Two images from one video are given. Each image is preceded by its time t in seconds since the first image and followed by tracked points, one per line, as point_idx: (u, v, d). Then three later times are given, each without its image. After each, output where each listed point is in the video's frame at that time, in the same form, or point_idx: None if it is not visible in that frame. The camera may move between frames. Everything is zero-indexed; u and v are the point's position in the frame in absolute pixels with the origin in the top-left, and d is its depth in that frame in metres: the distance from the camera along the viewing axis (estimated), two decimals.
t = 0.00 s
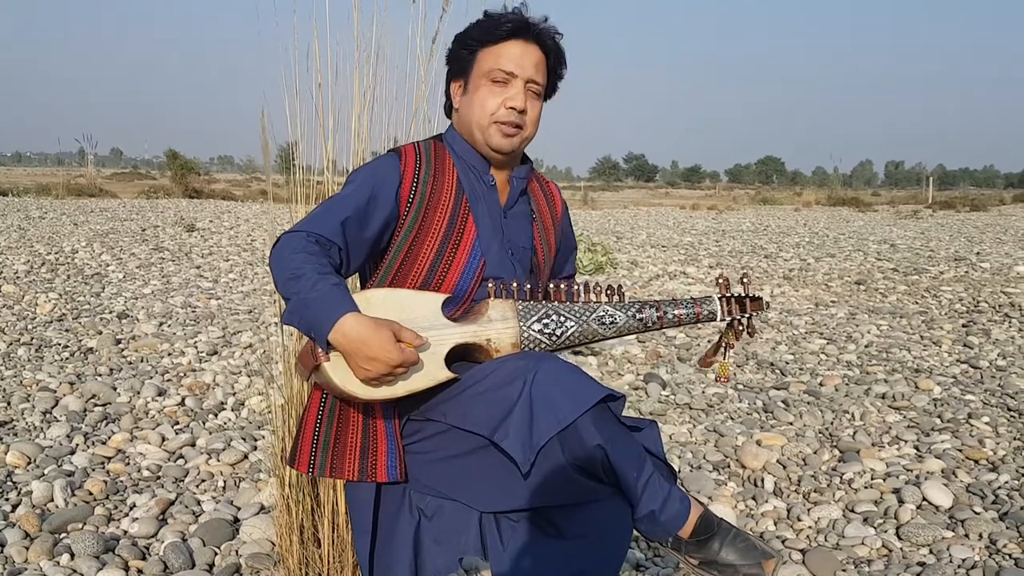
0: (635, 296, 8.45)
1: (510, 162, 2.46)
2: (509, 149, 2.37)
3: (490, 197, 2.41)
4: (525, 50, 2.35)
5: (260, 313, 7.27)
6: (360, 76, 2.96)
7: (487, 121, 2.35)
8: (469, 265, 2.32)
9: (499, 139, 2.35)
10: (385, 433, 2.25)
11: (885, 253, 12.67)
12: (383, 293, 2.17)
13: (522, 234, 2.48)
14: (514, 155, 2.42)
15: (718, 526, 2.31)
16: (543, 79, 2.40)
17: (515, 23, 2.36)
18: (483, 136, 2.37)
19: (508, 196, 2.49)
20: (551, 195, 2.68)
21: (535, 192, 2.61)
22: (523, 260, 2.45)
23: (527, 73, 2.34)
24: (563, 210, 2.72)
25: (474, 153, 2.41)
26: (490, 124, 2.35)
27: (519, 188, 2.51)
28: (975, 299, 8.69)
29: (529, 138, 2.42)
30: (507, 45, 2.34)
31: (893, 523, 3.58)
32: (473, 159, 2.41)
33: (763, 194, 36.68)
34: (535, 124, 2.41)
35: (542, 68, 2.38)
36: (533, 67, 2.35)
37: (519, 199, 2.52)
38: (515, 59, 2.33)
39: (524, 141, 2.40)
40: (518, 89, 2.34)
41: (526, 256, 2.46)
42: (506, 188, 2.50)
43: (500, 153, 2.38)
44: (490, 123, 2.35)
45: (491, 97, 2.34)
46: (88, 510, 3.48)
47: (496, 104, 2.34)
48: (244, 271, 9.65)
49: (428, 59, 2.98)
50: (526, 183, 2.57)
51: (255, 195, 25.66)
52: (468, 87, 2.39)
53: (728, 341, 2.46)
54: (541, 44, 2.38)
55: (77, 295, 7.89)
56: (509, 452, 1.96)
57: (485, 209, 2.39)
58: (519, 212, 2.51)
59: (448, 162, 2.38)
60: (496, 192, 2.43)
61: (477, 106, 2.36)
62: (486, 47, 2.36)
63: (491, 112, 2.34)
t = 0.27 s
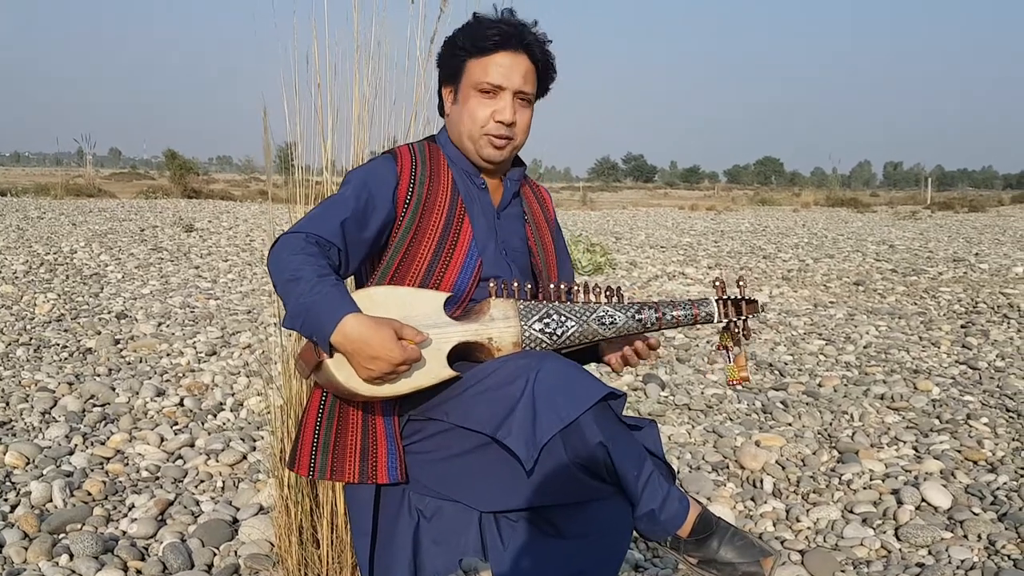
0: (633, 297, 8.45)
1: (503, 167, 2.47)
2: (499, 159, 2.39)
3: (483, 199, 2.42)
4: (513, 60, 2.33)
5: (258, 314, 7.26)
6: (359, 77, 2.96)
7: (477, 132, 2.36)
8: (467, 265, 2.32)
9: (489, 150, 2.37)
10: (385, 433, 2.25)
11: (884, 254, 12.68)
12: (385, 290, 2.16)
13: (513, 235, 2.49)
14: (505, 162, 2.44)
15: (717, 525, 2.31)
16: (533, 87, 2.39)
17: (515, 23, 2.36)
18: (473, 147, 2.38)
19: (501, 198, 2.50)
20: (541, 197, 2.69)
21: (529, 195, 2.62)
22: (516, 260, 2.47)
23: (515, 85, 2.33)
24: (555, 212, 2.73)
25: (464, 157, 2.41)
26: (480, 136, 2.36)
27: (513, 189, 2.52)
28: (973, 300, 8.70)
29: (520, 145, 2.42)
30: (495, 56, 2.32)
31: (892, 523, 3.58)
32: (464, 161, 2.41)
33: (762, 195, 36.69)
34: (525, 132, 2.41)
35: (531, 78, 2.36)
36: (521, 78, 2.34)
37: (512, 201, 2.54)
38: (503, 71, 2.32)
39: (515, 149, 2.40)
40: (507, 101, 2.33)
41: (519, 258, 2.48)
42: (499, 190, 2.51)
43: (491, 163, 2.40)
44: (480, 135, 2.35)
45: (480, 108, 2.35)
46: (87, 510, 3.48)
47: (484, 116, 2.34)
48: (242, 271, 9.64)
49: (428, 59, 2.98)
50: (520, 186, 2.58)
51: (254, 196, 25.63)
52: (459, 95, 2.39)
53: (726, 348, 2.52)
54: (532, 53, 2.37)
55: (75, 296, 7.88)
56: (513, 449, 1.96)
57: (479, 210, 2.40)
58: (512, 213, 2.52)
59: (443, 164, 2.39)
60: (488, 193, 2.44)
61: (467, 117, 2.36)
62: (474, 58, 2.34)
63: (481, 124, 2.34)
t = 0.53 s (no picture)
0: (634, 295, 8.45)
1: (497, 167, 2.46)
2: (491, 161, 2.39)
3: (478, 198, 2.42)
4: (504, 63, 2.30)
5: (259, 312, 7.26)
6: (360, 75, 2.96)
7: (468, 134, 2.35)
8: (462, 262, 2.32)
9: (479, 153, 2.37)
10: (384, 432, 2.25)
11: (885, 252, 12.67)
12: (379, 290, 2.18)
13: (510, 233, 2.49)
14: (499, 163, 2.43)
15: (719, 525, 2.30)
16: (527, 89, 2.36)
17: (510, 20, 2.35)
18: (465, 148, 2.38)
19: (495, 196, 2.48)
20: (547, 198, 2.68)
21: (528, 192, 2.61)
22: (512, 259, 2.46)
23: (506, 89, 2.31)
24: (559, 210, 2.72)
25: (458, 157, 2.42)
26: (471, 138, 2.35)
27: (508, 187, 2.50)
28: (974, 298, 8.69)
29: (513, 146, 2.41)
30: (486, 59, 2.30)
31: (893, 522, 3.58)
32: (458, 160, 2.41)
33: (762, 193, 36.67)
34: (519, 133, 2.40)
35: (524, 80, 2.33)
36: (512, 82, 2.31)
37: (507, 198, 2.52)
38: (493, 74, 2.30)
39: (507, 151, 2.40)
40: (497, 104, 2.32)
41: (513, 256, 2.47)
42: (494, 188, 2.50)
43: (483, 164, 2.40)
44: (470, 137, 2.35)
45: (472, 111, 2.34)
46: (87, 509, 3.48)
47: (475, 119, 2.34)
48: (243, 270, 9.65)
49: (428, 57, 2.97)
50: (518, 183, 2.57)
51: (255, 195, 25.62)
52: (452, 96, 2.38)
53: (727, 347, 2.50)
54: (524, 56, 2.33)
55: (76, 294, 7.88)
56: (505, 449, 1.97)
57: (475, 209, 2.40)
58: (508, 211, 2.51)
59: (438, 161, 2.39)
60: (483, 192, 2.44)
61: (459, 118, 2.36)
62: (467, 60, 2.33)
63: (471, 127, 2.34)
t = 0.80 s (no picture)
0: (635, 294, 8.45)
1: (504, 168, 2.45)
2: (502, 164, 2.38)
3: (480, 199, 2.42)
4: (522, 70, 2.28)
5: (260, 312, 7.26)
6: (360, 74, 2.98)
7: (483, 140, 2.33)
8: (462, 265, 2.32)
9: (494, 157, 2.35)
10: (383, 432, 2.24)
11: (886, 251, 12.66)
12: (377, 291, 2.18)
13: (510, 234, 2.49)
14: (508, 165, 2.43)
15: (718, 515, 2.30)
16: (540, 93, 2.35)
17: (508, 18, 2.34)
18: (478, 153, 2.36)
19: (497, 198, 2.48)
20: (545, 196, 2.68)
21: (528, 192, 2.60)
22: (511, 259, 2.47)
23: (524, 95, 2.29)
24: (558, 209, 2.72)
25: (465, 158, 2.40)
26: (486, 143, 2.33)
27: (508, 189, 2.50)
28: (975, 297, 8.69)
29: (524, 149, 2.41)
30: (505, 65, 2.26)
31: (894, 521, 3.58)
32: (462, 160, 2.40)
33: (763, 193, 36.66)
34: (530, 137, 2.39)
35: (539, 86, 2.32)
36: (529, 88, 2.30)
37: (506, 200, 2.51)
38: (511, 81, 2.27)
39: (519, 154, 2.39)
40: (515, 111, 2.30)
41: (513, 256, 2.47)
42: (496, 190, 2.49)
43: (495, 167, 2.39)
44: (485, 142, 2.33)
45: (487, 116, 2.31)
46: (88, 508, 3.48)
47: (492, 125, 2.31)
48: (244, 269, 9.65)
49: (429, 56, 2.97)
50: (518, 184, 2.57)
51: (256, 194, 25.62)
52: (464, 99, 2.34)
53: (730, 340, 2.47)
54: (540, 63, 2.32)
55: (77, 294, 7.89)
56: (511, 448, 1.96)
57: (477, 210, 2.40)
58: (509, 213, 2.51)
59: (441, 161, 2.40)
60: (485, 194, 2.44)
61: (474, 123, 2.33)
62: (483, 65, 2.28)
63: (487, 133, 2.31)
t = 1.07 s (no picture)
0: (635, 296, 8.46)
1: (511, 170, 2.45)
2: (513, 169, 2.39)
3: (483, 203, 2.42)
4: (537, 78, 2.26)
5: (261, 313, 7.26)
6: (360, 76, 2.98)
7: (496, 148, 2.32)
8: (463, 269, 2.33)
9: (508, 163, 2.35)
10: (379, 435, 2.25)
11: (886, 253, 12.67)
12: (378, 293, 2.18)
13: (511, 238, 2.49)
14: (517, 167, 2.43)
15: (718, 518, 2.30)
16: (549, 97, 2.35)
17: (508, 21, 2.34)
18: (491, 160, 2.35)
19: (499, 202, 2.47)
20: (544, 196, 2.68)
21: (529, 195, 2.60)
22: (512, 263, 2.47)
23: (538, 103, 2.28)
24: (558, 211, 2.71)
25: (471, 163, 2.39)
26: (500, 150, 2.32)
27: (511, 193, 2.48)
28: (976, 299, 8.69)
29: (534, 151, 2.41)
30: (519, 75, 2.24)
31: (895, 523, 3.58)
32: (465, 163, 2.40)
33: (763, 195, 36.68)
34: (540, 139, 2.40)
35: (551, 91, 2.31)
36: (543, 94, 2.28)
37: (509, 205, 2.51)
38: (526, 90, 2.25)
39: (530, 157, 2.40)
40: (529, 118, 2.29)
41: (513, 260, 2.47)
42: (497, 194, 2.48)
43: (506, 171, 2.39)
44: (499, 150, 2.32)
45: (501, 125, 2.29)
46: (88, 509, 3.48)
47: (506, 133, 2.29)
48: (245, 270, 9.66)
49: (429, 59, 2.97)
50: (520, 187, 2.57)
51: (256, 195, 25.64)
52: (475, 106, 2.30)
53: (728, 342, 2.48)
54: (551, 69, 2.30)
55: (78, 295, 7.89)
56: (510, 450, 1.96)
57: (478, 213, 2.40)
58: (510, 217, 2.51)
59: (443, 163, 2.40)
60: (487, 197, 2.43)
61: (486, 132, 2.30)
62: (495, 74, 2.24)
63: (501, 141, 2.30)
